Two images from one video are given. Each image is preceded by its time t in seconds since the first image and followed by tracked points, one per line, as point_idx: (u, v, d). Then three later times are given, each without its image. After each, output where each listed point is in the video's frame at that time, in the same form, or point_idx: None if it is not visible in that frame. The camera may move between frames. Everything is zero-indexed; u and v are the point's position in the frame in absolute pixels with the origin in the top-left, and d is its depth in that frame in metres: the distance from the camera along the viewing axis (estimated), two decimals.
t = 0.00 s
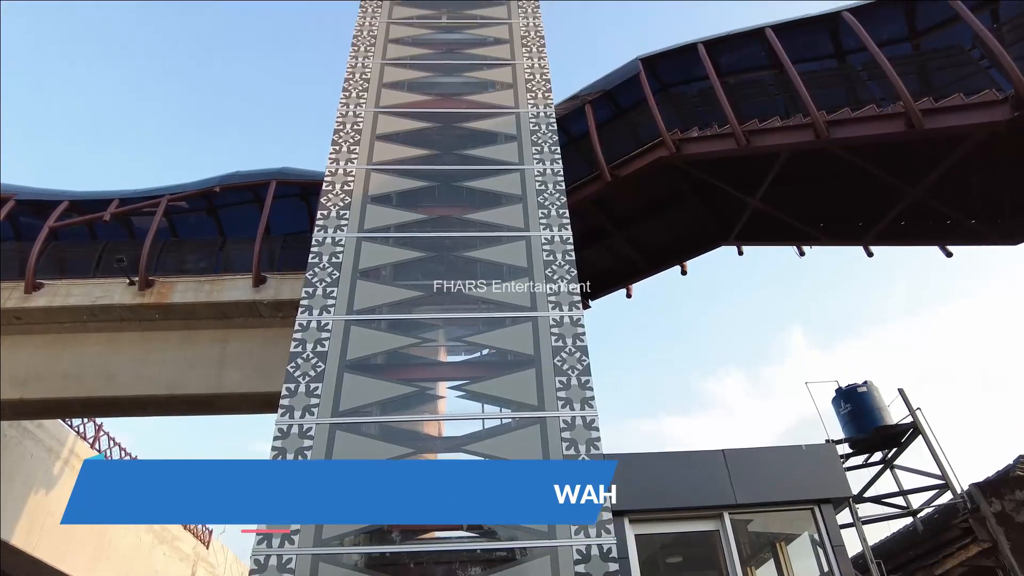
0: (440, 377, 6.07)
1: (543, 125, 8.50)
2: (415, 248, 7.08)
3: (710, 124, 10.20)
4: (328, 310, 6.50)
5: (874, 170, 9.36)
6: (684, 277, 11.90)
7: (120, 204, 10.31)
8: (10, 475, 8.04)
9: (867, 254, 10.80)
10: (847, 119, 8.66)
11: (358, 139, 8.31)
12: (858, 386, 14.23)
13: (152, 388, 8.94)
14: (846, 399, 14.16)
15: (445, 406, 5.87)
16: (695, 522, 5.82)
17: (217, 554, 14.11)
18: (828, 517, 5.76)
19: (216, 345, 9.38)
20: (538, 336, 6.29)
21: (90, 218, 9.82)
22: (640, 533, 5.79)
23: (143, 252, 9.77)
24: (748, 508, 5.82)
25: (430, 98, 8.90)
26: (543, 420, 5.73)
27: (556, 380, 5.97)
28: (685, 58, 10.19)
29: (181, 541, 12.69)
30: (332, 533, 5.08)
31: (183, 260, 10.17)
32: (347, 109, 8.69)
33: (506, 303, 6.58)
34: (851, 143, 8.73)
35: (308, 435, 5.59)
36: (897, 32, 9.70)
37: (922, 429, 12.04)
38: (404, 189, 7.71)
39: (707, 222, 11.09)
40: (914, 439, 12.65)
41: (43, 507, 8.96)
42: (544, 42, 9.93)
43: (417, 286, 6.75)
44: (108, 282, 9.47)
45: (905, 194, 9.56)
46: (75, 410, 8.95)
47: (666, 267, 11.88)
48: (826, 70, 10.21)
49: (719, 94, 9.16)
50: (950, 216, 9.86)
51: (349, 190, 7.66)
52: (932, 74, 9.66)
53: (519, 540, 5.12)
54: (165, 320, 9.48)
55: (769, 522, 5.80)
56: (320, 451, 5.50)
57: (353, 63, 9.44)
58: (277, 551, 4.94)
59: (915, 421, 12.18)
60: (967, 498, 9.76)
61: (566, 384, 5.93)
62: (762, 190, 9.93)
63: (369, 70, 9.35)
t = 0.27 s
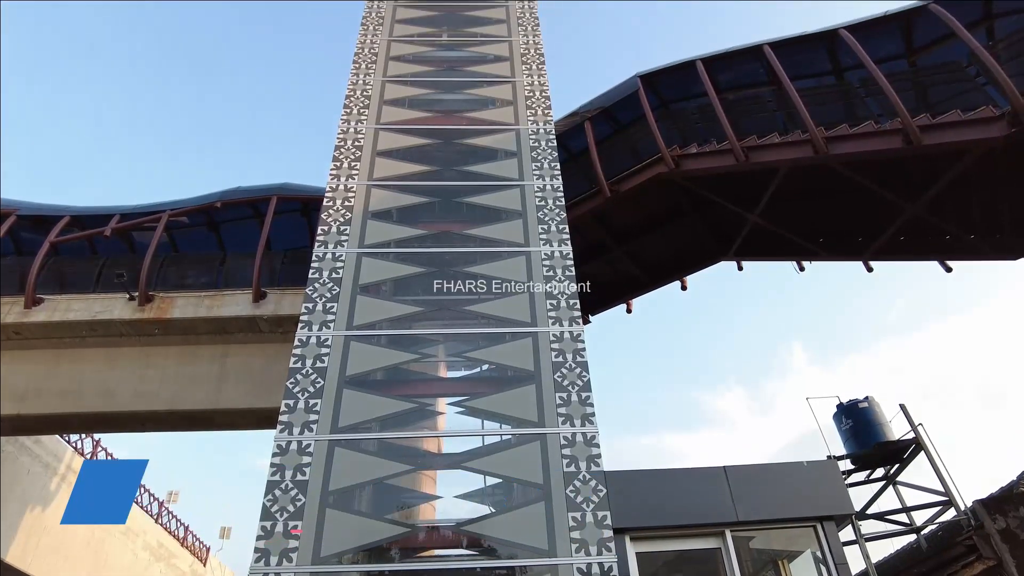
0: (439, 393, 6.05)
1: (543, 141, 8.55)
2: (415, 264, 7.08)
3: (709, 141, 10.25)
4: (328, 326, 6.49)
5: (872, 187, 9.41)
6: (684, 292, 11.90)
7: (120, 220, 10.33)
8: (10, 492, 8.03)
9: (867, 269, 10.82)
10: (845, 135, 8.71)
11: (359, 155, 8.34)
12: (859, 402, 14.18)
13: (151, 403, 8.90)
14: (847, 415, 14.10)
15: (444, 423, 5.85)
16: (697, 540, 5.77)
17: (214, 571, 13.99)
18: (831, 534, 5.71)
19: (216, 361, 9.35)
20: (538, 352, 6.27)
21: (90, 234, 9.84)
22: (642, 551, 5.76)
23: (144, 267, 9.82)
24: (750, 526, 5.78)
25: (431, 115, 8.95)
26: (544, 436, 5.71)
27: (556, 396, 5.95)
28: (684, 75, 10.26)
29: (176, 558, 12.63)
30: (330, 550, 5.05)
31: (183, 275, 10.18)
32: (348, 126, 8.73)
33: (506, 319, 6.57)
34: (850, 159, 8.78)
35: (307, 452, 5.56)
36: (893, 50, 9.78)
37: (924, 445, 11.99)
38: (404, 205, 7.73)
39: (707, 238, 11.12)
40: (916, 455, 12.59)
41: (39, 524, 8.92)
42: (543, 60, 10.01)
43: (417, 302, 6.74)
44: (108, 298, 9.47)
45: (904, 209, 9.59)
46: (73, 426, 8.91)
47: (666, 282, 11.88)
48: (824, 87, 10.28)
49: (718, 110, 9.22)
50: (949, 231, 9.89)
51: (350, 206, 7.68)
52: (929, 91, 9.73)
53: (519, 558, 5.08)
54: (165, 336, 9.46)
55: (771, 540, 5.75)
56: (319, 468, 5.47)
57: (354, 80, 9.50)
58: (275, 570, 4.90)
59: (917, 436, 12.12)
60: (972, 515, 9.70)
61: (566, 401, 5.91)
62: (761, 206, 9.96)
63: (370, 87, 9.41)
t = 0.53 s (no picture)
0: (439, 409, 6.02)
1: (543, 157, 8.59)
2: (415, 279, 7.09)
3: (708, 157, 10.30)
4: (327, 341, 6.48)
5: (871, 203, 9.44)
6: (684, 307, 11.90)
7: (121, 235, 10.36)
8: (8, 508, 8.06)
9: (866, 285, 10.83)
10: (844, 151, 8.75)
11: (360, 171, 8.38)
12: (861, 417, 14.12)
13: (149, 418, 8.87)
14: (849, 430, 14.03)
15: (444, 440, 5.82)
16: (699, 558, 5.73)
17: None
18: (832, 550, 5.69)
19: (215, 375, 9.33)
20: (538, 367, 6.26)
21: (91, 249, 9.85)
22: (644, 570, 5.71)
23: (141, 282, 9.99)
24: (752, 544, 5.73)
25: (431, 131, 9.00)
26: (544, 453, 5.68)
27: (556, 413, 5.93)
28: (683, 92, 10.33)
29: None
30: (329, 568, 5.02)
31: (183, 290, 10.29)
32: (348, 142, 8.78)
33: (506, 335, 6.56)
34: (848, 175, 8.81)
35: (306, 468, 5.53)
36: (890, 67, 9.86)
37: (927, 461, 11.91)
38: (404, 220, 7.74)
39: (707, 253, 11.14)
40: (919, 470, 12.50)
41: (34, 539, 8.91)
42: (543, 77, 10.09)
43: (416, 317, 6.74)
44: (108, 313, 9.46)
45: (903, 224, 9.62)
46: (70, 441, 8.86)
47: (666, 297, 11.88)
48: (821, 104, 10.35)
49: (716, 127, 9.26)
50: (949, 247, 9.91)
51: (350, 222, 7.71)
52: (927, 107, 9.79)
53: None
54: (164, 350, 9.44)
55: (774, 557, 5.71)
56: (318, 485, 5.44)
57: (355, 96, 9.57)
58: None
59: (919, 452, 12.04)
60: (976, 531, 9.63)
61: (567, 417, 5.89)
62: (761, 221, 9.99)
63: (371, 103, 9.48)
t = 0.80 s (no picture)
0: (439, 424, 5.99)
1: (542, 172, 8.62)
2: (414, 293, 7.09)
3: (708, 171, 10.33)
4: (327, 356, 6.47)
5: (870, 217, 9.46)
6: (684, 321, 11.89)
7: (121, 249, 10.38)
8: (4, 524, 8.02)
9: (866, 299, 10.83)
10: (842, 166, 8.79)
11: (360, 186, 8.41)
12: (862, 432, 14.07)
13: (148, 432, 8.83)
14: (850, 445, 13.97)
15: (444, 455, 5.78)
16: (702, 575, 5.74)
17: None
18: (836, 567, 5.68)
19: (214, 390, 9.30)
20: (538, 382, 6.24)
21: (91, 263, 9.86)
22: None
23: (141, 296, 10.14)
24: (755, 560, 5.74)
25: (431, 146, 9.04)
26: (544, 468, 5.65)
27: (557, 428, 5.90)
28: (681, 107, 10.39)
29: None
30: None
31: (182, 304, 10.43)
32: (349, 157, 8.82)
33: (506, 349, 6.55)
34: (847, 190, 8.84)
35: (304, 484, 5.50)
36: (888, 83, 9.92)
37: (929, 476, 11.85)
38: (404, 235, 7.76)
39: (707, 267, 11.14)
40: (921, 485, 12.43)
41: (30, 555, 8.85)
42: (543, 92, 10.15)
43: (416, 331, 6.73)
44: (107, 327, 9.45)
45: (902, 238, 9.63)
46: (67, 456, 8.81)
47: (666, 310, 11.87)
48: (819, 119, 10.41)
49: (715, 142, 9.30)
50: (948, 261, 9.92)
51: (350, 236, 7.72)
52: (925, 122, 9.85)
53: None
54: (163, 364, 9.42)
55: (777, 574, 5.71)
56: (316, 500, 5.40)
57: (355, 112, 9.62)
58: None
59: (922, 467, 11.98)
60: (979, 548, 9.56)
61: (567, 432, 5.86)
62: (760, 236, 10.01)
63: (372, 118, 9.53)
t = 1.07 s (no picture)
0: (438, 442, 5.96)
1: (542, 189, 8.66)
2: (414, 309, 7.09)
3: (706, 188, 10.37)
4: (326, 372, 6.46)
5: (869, 233, 9.47)
6: (684, 338, 11.89)
7: (121, 264, 10.39)
8: None
9: (866, 315, 10.82)
10: (840, 182, 8.82)
11: (361, 202, 8.44)
12: (863, 448, 14.01)
13: (145, 449, 8.79)
14: (851, 462, 13.89)
15: (443, 473, 5.75)
16: None
17: None
18: None
19: (213, 406, 9.27)
20: (538, 399, 6.22)
21: (90, 278, 9.86)
22: None
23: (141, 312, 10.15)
24: None
25: (431, 163, 9.08)
26: (544, 486, 5.61)
27: (557, 445, 5.87)
28: (680, 124, 10.45)
29: None
30: None
31: (183, 319, 10.45)
32: (350, 174, 8.86)
33: (505, 365, 6.54)
34: (845, 206, 8.86)
35: (302, 501, 5.47)
36: (885, 100, 9.99)
37: (931, 494, 11.78)
38: (403, 251, 7.77)
39: (706, 283, 11.14)
40: (923, 503, 12.35)
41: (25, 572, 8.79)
42: (542, 110, 10.22)
43: (415, 348, 6.72)
44: (106, 342, 9.43)
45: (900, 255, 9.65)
46: (64, 472, 8.76)
47: (666, 326, 11.85)
48: (817, 136, 10.47)
49: (714, 159, 9.35)
50: (947, 277, 9.93)
51: (350, 252, 7.73)
52: (922, 140, 9.91)
53: None
54: (162, 380, 9.39)
55: None
56: (314, 517, 5.37)
57: (356, 129, 9.68)
58: None
59: (924, 485, 11.91)
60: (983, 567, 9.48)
61: (567, 450, 5.83)
62: (759, 252, 10.02)
63: (372, 136, 9.58)
